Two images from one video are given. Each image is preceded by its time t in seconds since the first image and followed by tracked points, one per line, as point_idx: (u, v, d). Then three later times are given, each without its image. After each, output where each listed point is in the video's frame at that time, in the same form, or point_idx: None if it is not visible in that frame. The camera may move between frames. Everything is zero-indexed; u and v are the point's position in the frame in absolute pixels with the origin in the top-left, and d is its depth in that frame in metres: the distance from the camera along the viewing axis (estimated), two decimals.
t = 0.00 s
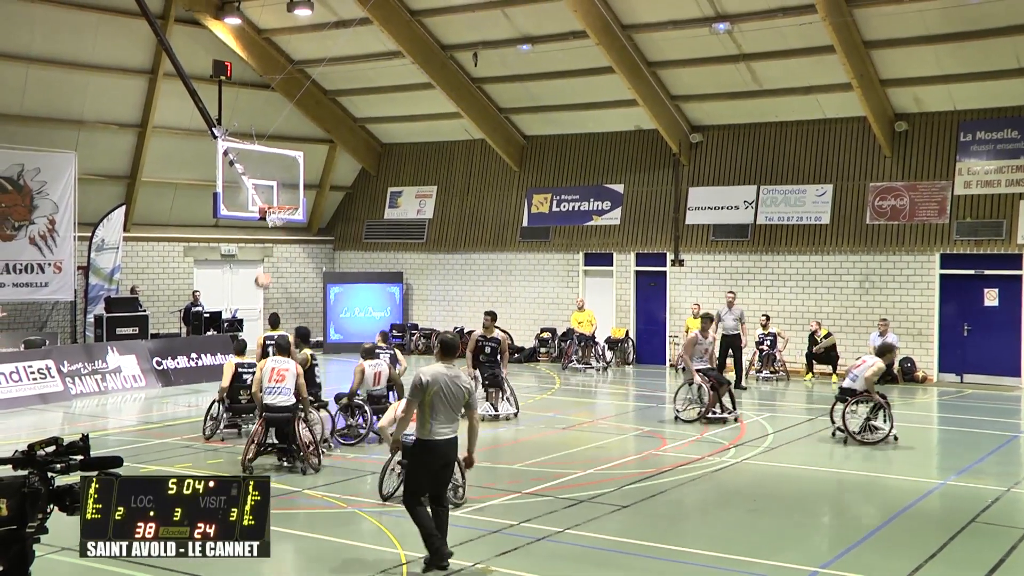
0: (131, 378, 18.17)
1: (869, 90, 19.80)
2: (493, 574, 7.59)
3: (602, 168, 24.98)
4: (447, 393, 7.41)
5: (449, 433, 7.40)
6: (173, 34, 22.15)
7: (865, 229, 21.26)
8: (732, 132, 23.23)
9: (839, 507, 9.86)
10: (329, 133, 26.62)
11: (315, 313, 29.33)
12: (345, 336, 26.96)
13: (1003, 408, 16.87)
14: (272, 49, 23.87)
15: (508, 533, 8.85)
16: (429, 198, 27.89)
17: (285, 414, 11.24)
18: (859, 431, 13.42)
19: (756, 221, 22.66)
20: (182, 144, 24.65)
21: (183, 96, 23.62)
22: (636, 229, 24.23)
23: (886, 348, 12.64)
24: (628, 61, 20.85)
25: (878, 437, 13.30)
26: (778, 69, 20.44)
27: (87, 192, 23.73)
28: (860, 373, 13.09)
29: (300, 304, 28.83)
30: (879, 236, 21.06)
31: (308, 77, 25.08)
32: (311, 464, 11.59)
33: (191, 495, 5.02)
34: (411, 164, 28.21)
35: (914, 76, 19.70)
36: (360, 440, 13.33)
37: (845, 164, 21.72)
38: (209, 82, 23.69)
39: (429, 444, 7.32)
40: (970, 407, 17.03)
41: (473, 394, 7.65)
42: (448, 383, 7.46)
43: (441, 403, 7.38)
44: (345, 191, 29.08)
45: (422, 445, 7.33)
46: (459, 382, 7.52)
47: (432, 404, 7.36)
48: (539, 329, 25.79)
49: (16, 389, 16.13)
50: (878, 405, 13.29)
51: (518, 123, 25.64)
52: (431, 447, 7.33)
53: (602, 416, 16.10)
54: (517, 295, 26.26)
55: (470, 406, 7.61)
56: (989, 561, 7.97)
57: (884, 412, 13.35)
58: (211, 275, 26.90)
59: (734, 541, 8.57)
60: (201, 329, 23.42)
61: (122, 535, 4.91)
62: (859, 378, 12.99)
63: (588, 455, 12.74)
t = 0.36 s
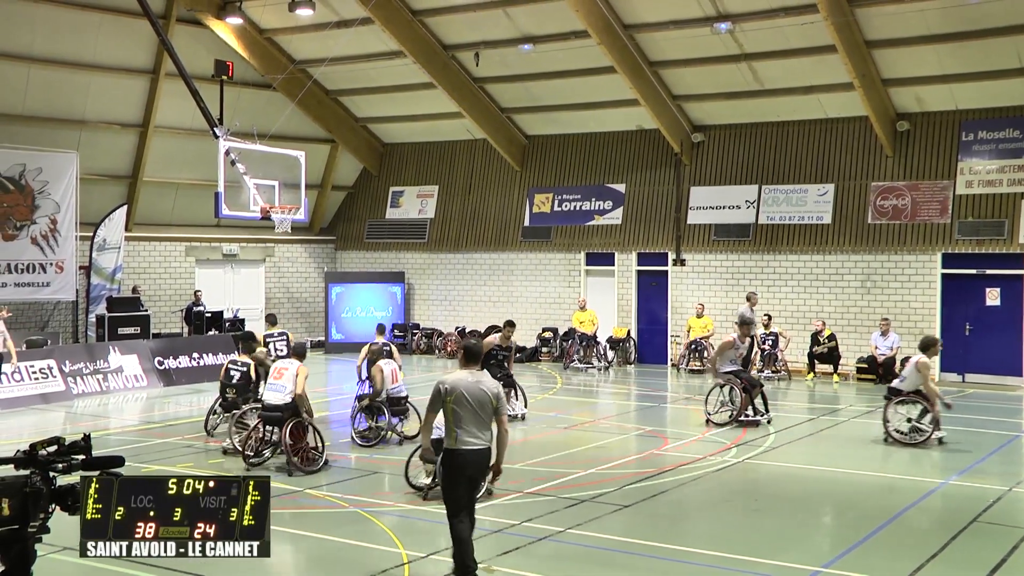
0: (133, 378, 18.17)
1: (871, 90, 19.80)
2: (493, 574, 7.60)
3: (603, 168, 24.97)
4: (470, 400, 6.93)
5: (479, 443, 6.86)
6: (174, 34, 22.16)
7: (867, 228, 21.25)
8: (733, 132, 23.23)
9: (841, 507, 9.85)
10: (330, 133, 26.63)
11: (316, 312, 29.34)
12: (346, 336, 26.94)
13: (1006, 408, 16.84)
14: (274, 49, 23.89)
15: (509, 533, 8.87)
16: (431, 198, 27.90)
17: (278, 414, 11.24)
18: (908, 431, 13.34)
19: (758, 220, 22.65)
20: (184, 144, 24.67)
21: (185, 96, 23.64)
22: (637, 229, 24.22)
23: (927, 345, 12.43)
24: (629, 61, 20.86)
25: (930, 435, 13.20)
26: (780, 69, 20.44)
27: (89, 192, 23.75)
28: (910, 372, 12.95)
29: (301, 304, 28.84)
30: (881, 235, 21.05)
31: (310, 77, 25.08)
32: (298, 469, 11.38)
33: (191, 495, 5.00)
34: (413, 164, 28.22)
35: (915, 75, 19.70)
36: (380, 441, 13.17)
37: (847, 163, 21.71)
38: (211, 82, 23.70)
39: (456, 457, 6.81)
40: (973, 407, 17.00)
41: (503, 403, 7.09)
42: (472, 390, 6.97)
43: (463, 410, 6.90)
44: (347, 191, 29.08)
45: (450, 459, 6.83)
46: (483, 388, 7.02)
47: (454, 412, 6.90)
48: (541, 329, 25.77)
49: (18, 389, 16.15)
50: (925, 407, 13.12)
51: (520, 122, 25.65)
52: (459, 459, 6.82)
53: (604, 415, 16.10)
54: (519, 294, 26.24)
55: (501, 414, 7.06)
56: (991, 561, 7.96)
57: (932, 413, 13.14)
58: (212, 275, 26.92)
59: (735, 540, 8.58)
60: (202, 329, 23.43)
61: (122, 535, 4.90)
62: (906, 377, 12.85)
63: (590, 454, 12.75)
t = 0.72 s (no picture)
0: (135, 378, 18.16)
1: (873, 89, 19.78)
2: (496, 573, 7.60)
3: (605, 167, 24.96)
4: (502, 409, 6.43)
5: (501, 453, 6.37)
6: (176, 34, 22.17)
7: (869, 227, 21.23)
8: (735, 131, 23.23)
9: (844, 507, 9.85)
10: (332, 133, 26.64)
11: (318, 312, 29.34)
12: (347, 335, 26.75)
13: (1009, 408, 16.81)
14: (276, 49, 23.91)
15: (512, 532, 8.87)
16: (433, 197, 27.90)
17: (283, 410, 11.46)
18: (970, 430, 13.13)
19: (760, 220, 22.64)
20: (186, 144, 24.67)
21: (187, 96, 23.64)
22: (639, 229, 24.21)
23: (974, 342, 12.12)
24: (631, 60, 20.84)
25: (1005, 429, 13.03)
26: (782, 68, 20.43)
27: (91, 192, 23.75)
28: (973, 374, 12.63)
29: (303, 304, 28.85)
30: (883, 235, 21.03)
31: (312, 77, 25.09)
32: (280, 463, 11.34)
33: (191, 495, 4.88)
34: (415, 164, 28.23)
35: (917, 75, 19.69)
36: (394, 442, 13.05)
37: (849, 163, 21.70)
38: (213, 82, 23.70)
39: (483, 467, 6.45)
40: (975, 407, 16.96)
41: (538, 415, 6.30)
42: (506, 398, 6.43)
43: (495, 419, 6.45)
44: (348, 191, 29.09)
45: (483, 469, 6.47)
46: (518, 396, 6.40)
47: (487, 419, 6.50)
48: (543, 328, 25.77)
49: (21, 388, 16.17)
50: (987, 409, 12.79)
51: (521, 122, 25.64)
52: (487, 470, 6.42)
53: (606, 415, 16.09)
54: (520, 294, 26.24)
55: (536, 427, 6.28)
56: (994, 561, 7.96)
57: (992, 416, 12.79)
58: (214, 275, 26.92)
59: (737, 541, 8.57)
60: (204, 328, 23.43)
61: (122, 536, 4.81)
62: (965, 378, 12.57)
63: (592, 454, 12.74)
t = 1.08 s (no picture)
0: (137, 378, 18.17)
1: (875, 89, 19.77)
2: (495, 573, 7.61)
3: (605, 167, 24.96)
4: (565, 411, 6.21)
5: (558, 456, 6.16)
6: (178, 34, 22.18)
7: (870, 227, 21.23)
8: (736, 131, 23.22)
9: (843, 506, 9.86)
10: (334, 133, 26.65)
11: (320, 312, 29.36)
12: (349, 337, 26.86)
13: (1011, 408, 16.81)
14: (277, 49, 23.91)
15: (512, 532, 8.88)
16: (434, 197, 27.90)
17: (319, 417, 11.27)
18: None
19: (761, 220, 22.64)
20: (187, 144, 24.68)
21: (188, 96, 23.65)
22: (640, 229, 24.21)
23: None
24: (632, 60, 20.83)
25: None
26: (783, 68, 20.42)
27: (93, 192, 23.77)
28: None
29: (304, 304, 28.86)
30: (884, 235, 21.03)
31: (313, 77, 25.09)
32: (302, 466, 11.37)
33: (190, 495, 4.88)
34: (416, 164, 28.24)
35: (918, 74, 19.68)
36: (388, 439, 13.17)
37: (851, 163, 21.68)
38: (214, 82, 23.71)
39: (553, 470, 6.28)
40: (977, 407, 16.95)
41: (582, 417, 5.97)
42: (569, 399, 6.19)
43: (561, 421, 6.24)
44: (350, 190, 29.09)
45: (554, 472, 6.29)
46: (575, 398, 6.13)
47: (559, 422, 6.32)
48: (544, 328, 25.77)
49: (22, 388, 16.19)
50: None
51: (523, 122, 25.63)
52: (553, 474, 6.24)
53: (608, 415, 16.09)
54: (522, 293, 26.25)
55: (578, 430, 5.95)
56: (994, 561, 7.96)
57: None
58: (216, 274, 26.94)
59: (738, 541, 8.58)
60: (206, 328, 23.44)
61: (121, 537, 4.81)
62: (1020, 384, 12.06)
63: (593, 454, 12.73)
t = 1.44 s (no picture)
0: (144, 375, 18.21)
1: (881, 88, 19.74)
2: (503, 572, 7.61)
3: (611, 166, 24.94)
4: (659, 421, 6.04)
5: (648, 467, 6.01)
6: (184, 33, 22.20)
7: (876, 227, 21.20)
8: (743, 130, 23.20)
9: (852, 506, 9.86)
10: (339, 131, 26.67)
11: (325, 310, 29.39)
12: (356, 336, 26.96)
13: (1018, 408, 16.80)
14: (283, 47, 23.92)
15: (519, 531, 8.88)
16: (440, 196, 27.90)
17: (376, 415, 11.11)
18: None
19: (767, 219, 22.62)
20: (193, 143, 24.71)
21: (194, 95, 23.67)
22: (646, 228, 24.20)
23: None
24: (638, 59, 20.82)
25: None
26: (789, 67, 20.41)
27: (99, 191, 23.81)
28: None
29: (310, 302, 28.88)
30: (891, 234, 21.01)
31: (319, 76, 25.10)
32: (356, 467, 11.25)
33: (191, 495, 4.83)
34: (421, 163, 28.25)
35: (925, 73, 19.66)
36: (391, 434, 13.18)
37: (858, 162, 21.65)
38: (220, 80, 23.73)
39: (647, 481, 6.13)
40: (984, 407, 16.94)
41: (664, 426, 5.80)
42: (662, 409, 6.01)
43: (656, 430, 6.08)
44: (355, 189, 29.09)
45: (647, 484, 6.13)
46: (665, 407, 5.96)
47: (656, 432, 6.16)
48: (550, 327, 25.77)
49: (30, 386, 16.24)
50: None
51: (528, 120, 25.63)
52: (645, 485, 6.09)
53: (615, 413, 16.08)
54: (528, 293, 26.25)
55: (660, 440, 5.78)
56: (1005, 562, 7.95)
57: None
58: (222, 273, 26.98)
59: (747, 540, 8.58)
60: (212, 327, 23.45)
61: (121, 536, 4.79)
62: None
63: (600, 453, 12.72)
